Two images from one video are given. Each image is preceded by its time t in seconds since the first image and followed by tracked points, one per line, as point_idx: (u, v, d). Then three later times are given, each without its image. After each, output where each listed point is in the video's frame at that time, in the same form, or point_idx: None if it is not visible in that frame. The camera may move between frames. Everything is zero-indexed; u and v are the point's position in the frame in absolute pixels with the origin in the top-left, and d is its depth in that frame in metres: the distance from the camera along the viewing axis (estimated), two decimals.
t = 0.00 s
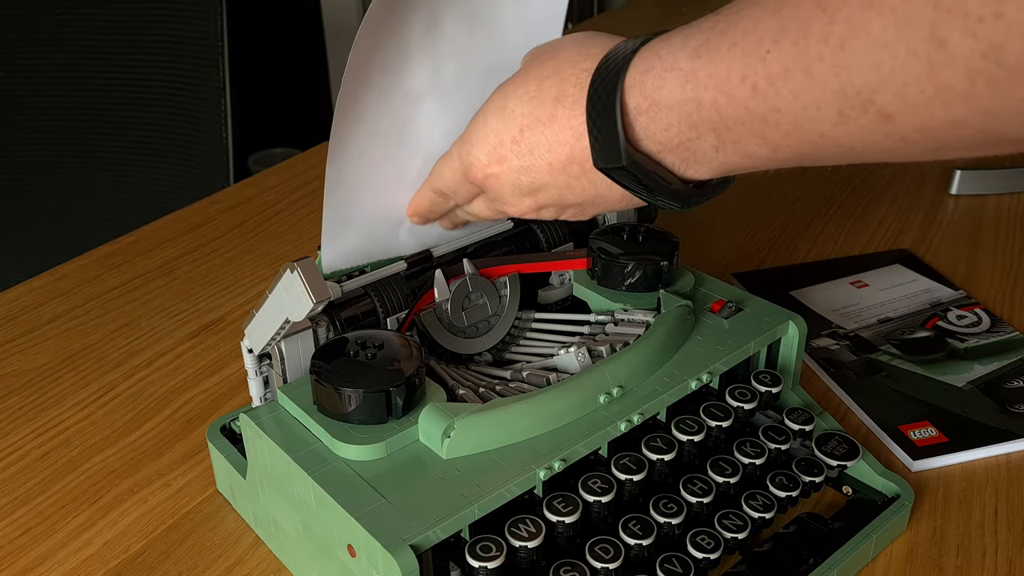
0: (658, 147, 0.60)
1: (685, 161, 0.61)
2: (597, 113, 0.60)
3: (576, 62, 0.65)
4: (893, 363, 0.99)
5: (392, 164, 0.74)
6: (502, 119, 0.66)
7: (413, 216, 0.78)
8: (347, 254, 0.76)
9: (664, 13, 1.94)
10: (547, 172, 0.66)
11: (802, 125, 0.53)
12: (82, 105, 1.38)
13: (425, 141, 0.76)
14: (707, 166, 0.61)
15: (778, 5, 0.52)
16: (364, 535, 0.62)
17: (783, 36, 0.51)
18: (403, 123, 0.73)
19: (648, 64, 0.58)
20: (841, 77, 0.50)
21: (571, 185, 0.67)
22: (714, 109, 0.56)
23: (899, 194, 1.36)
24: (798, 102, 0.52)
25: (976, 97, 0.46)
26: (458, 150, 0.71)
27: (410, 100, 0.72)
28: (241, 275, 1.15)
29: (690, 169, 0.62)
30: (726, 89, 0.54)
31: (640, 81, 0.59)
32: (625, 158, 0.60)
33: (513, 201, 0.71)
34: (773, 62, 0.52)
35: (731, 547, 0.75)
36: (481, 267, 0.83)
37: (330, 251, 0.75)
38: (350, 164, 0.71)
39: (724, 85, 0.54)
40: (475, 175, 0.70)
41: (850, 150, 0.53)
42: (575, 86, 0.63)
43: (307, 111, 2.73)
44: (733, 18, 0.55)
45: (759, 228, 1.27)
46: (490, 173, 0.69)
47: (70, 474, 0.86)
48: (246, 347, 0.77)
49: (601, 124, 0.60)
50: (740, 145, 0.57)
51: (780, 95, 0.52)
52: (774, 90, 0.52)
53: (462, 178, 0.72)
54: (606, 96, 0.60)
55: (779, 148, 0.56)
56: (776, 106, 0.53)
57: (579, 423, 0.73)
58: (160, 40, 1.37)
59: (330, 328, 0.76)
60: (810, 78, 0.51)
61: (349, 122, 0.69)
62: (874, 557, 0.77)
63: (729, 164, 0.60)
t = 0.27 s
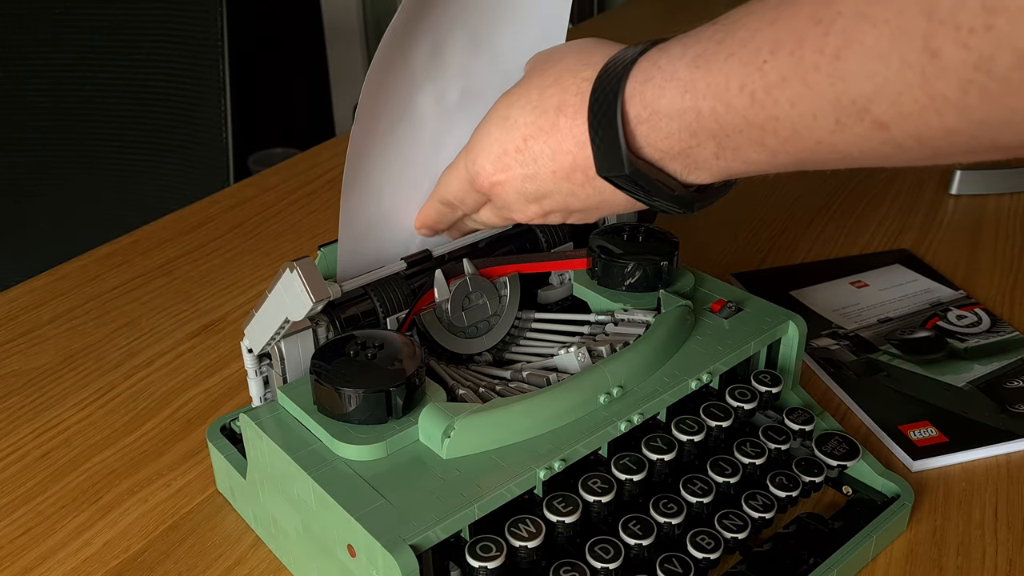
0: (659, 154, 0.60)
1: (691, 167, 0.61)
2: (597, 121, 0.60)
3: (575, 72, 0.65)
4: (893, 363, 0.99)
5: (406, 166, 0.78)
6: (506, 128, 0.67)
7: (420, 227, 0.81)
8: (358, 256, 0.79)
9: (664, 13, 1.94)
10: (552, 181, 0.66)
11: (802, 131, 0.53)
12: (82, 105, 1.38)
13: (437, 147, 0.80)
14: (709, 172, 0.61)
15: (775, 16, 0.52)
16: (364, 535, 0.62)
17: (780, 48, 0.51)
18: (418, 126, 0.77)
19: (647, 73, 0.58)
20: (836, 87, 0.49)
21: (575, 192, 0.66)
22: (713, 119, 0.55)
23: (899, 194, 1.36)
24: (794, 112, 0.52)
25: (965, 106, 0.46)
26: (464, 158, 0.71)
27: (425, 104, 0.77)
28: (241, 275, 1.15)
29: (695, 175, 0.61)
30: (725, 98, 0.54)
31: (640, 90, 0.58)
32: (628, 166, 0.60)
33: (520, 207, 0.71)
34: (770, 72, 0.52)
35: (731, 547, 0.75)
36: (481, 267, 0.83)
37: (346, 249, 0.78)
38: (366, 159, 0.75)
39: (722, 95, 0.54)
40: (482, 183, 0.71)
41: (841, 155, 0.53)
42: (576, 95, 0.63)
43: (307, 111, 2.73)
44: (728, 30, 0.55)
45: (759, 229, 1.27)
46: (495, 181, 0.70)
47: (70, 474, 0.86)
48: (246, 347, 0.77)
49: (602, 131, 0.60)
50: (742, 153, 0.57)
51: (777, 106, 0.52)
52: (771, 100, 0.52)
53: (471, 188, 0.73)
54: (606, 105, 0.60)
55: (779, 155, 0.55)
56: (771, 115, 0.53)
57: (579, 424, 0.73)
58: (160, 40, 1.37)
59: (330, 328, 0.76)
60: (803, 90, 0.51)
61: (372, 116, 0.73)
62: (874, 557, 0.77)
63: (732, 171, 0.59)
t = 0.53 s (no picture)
0: (650, 155, 0.59)
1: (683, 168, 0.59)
2: (586, 123, 0.59)
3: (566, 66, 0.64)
4: (893, 363, 0.99)
5: (405, 166, 0.77)
6: (495, 131, 0.65)
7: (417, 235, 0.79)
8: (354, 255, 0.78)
9: (665, 12, 1.94)
10: (543, 183, 0.64)
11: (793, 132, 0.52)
12: (82, 105, 1.38)
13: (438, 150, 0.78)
14: (700, 172, 0.59)
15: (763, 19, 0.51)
16: (364, 535, 0.62)
17: (768, 51, 0.51)
18: (420, 127, 0.76)
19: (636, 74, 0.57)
20: (824, 92, 0.49)
21: (567, 194, 0.65)
22: (703, 121, 0.54)
23: (899, 194, 1.36)
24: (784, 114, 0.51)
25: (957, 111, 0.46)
26: (456, 164, 0.70)
27: (428, 107, 0.75)
28: (241, 275, 1.15)
29: (686, 176, 0.60)
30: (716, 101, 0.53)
31: (628, 92, 0.57)
32: (618, 168, 0.58)
33: (513, 209, 0.69)
34: (758, 75, 0.51)
35: (731, 547, 0.75)
36: (481, 267, 0.83)
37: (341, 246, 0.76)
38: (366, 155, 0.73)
39: (711, 97, 0.53)
40: (473, 187, 0.69)
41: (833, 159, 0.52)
42: (564, 96, 0.61)
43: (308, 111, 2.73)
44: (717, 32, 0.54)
45: (760, 228, 1.27)
46: (487, 185, 0.68)
47: (70, 474, 0.86)
48: (246, 347, 0.77)
49: (591, 133, 0.59)
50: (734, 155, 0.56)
51: (766, 108, 0.52)
52: (759, 104, 0.52)
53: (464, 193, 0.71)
54: (595, 107, 0.58)
55: (769, 156, 0.55)
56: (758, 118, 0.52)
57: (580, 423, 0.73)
58: (160, 40, 1.37)
59: (330, 329, 0.76)
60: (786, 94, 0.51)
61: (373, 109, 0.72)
62: (874, 557, 0.77)
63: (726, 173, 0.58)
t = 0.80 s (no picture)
0: (656, 156, 0.55)
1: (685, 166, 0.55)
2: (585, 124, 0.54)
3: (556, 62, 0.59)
4: (893, 364, 0.99)
5: (415, 162, 0.78)
6: (481, 134, 0.60)
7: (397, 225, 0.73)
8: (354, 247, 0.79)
9: (666, 13, 1.94)
10: (538, 185, 0.60)
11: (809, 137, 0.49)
12: (82, 105, 1.38)
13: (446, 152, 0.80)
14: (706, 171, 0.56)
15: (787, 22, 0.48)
16: (364, 535, 0.62)
17: (794, 61, 0.47)
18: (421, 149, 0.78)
19: (641, 73, 0.53)
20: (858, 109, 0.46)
21: (563, 195, 0.60)
22: (717, 127, 0.51)
23: (899, 194, 1.36)
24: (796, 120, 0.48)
25: (975, 123, 0.44)
26: (438, 165, 0.65)
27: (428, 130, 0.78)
28: (241, 275, 1.15)
29: (690, 174, 0.56)
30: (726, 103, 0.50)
31: (632, 93, 0.53)
32: (624, 172, 0.54)
33: (502, 215, 0.64)
34: (784, 87, 0.48)
35: (731, 547, 0.75)
36: (482, 267, 0.83)
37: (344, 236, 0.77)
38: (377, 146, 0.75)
39: (727, 105, 0.50)
40: (459, 192, 0.64)
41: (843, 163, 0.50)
42: (558, 93, 0.57)
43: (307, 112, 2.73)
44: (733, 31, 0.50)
45: (760, 229, 1.27)
46: (474, 190, 0.63)
47: (70, 474, 0.86)
48: (246, 347, 0.77)
49: (592, 136, 0.54)
50: (742, 156, 0.52)
51: (791, 121, 0.49)
52: (783, 115, 0.48)
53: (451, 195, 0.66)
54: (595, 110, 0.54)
55: (787, 165, 0.52)
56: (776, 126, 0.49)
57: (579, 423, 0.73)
58: (161, 41, 1.37)
59: (330, 329, 0.76)
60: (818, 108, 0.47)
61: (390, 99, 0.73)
62: (874, 558, 0.77)
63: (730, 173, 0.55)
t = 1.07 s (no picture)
0: (727, 194, 0.53)
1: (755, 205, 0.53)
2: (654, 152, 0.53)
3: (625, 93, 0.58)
4: (892, 364, 0.99)
5: (410, 174, 0.78)
6: (548, 158, 0.61)
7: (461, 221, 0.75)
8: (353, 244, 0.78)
9: (666, 11, 1.94)
10: (598, 214, 0.60)
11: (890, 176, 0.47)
12: (82, 105, 1.38)
13: (447, 150, 0.80)
14: (778, 214, 0.53)
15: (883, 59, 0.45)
16: (364, 535, 0.62)
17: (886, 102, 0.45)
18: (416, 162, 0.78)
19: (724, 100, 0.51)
20: (955, 160, 0.44)
21: (625, 227, 0.60)
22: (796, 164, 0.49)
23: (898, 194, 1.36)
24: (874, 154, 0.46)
25: None
26: (501, 190, 0.67)
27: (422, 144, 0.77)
28: (241, 275, 1.15)
29: (759, 215, 0.54)
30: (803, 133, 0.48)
31: (708, 125, 0.51)
32: (690, 205, 0.53)
33: (562, 243, 0.65)
34: (872, 129, 0.45)
35: (731, 547, 0.75)
36: (482, 267, 0.83)
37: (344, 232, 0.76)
38: (380, 143, 0.74)
39: (810, 145, 0.48)
40: (517, 217, 0.66)
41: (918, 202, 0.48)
42: (627, 119, 0.57)
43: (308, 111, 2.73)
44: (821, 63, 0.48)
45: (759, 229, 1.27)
46: (535, 217, 0.64)
47: (70, 474, 0.86)
48: (246, 348, 0.77)
49: (660, 164, 0.53)
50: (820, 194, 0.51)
51: (876, 164, 0.46)
52: (869, 159, 0.46)
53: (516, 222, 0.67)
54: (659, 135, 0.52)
55: (868, 210, 0.50)
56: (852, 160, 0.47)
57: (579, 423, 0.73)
58: (161, 41, 1.37)
59: (330, 329, 0.76)
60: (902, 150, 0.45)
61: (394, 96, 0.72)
62: (874, 558, 0.77)
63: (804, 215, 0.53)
